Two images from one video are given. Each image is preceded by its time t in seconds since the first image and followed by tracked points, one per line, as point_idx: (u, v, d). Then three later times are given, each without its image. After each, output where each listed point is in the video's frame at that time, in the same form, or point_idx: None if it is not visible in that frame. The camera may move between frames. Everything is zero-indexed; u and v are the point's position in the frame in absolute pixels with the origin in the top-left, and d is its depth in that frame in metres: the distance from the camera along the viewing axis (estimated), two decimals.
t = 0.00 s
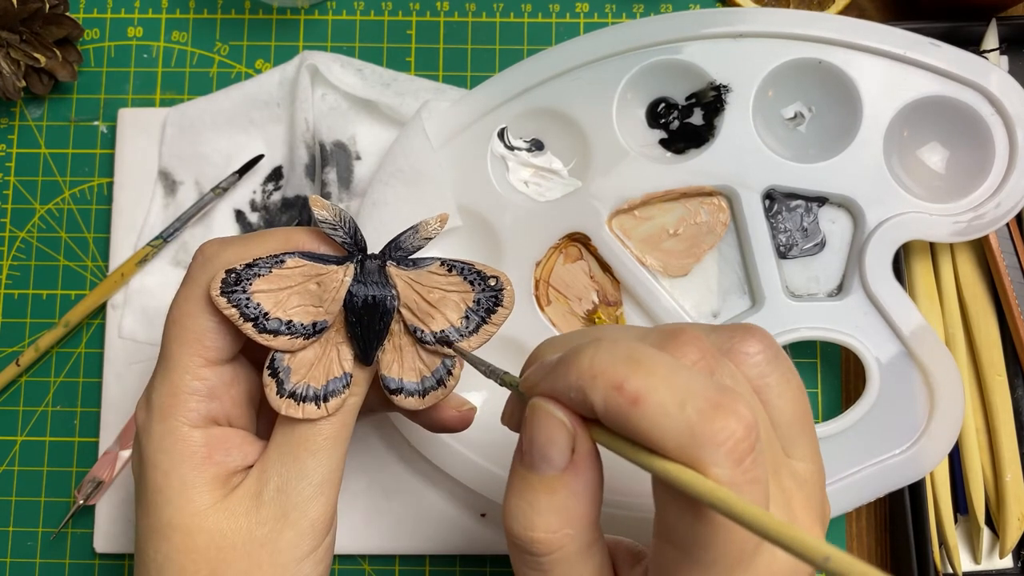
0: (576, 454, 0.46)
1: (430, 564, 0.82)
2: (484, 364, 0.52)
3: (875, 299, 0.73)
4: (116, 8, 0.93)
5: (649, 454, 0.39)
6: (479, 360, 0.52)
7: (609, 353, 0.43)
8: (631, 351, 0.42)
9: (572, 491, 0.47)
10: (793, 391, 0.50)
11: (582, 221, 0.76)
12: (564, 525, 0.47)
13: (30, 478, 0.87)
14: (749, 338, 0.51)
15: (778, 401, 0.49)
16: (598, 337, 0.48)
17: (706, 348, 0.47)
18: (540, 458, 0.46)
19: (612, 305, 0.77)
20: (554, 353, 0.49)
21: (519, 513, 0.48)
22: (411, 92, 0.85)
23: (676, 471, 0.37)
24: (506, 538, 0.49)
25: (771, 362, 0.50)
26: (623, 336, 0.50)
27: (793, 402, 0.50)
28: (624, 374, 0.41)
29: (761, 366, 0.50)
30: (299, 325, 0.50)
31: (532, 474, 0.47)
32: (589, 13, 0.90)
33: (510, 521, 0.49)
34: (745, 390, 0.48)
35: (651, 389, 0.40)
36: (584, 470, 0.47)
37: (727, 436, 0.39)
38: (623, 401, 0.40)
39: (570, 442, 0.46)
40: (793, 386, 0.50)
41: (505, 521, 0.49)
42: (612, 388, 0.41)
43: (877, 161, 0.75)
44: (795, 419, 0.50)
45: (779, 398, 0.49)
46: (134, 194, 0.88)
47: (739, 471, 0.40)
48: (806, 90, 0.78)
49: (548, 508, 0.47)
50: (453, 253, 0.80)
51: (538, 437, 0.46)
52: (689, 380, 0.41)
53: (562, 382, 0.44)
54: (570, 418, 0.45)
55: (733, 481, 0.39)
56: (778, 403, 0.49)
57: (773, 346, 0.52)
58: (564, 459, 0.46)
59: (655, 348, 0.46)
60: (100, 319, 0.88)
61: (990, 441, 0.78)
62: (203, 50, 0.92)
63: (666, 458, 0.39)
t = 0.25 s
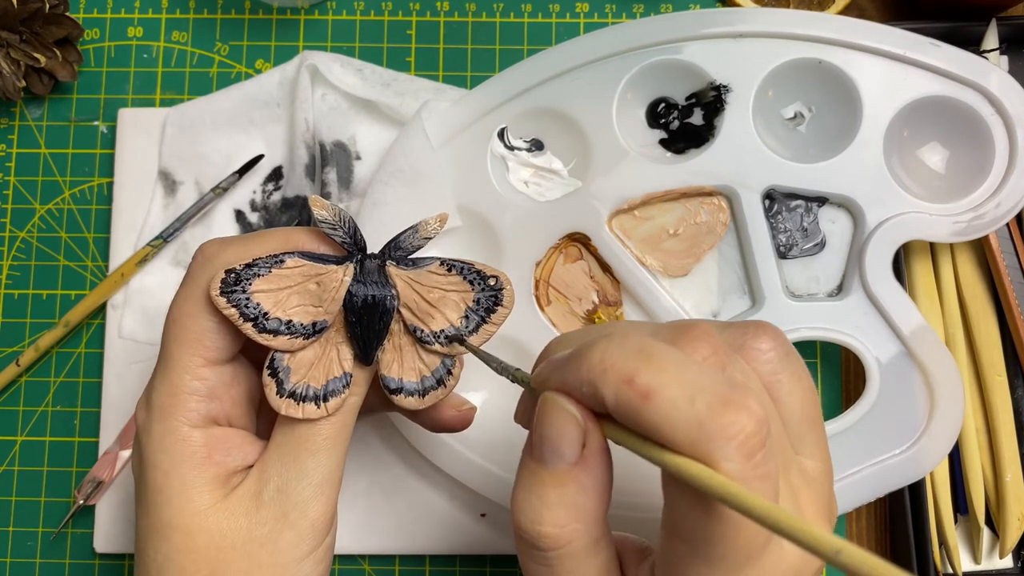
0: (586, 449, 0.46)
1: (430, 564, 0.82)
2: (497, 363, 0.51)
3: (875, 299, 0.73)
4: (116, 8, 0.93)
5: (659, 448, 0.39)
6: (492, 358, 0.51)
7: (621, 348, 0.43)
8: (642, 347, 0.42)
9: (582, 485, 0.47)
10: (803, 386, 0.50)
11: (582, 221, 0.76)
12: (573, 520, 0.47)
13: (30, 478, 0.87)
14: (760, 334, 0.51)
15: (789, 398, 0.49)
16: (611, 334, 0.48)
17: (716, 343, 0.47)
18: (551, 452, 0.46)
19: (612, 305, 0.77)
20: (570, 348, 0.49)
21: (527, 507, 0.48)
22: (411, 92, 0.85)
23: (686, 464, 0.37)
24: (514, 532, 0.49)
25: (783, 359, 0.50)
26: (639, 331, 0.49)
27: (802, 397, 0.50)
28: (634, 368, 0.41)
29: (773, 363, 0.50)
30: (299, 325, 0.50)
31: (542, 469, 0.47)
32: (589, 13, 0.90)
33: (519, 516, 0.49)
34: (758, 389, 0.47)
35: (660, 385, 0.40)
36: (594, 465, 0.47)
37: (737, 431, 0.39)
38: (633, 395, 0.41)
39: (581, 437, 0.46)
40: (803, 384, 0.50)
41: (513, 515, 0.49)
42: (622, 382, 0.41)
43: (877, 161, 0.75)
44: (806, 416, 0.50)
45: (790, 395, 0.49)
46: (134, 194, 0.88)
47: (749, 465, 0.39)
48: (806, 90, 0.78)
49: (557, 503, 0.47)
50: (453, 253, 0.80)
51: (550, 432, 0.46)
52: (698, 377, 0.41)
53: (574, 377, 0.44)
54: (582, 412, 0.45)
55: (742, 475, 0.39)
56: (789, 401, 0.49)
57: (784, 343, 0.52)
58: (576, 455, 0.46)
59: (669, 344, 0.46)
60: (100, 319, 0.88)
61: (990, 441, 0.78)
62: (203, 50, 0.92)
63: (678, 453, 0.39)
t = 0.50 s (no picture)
0: (590, 445, 0.46)
1: (430, 564, 0.82)
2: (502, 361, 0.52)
3: (875, 298, 0.73)
4: (116, 8, 0.93)
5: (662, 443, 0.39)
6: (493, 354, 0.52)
7: (624, 343, 0.43)
8: (646, 343, 0.42)
9: (585, 482, 0.47)
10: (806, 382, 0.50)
11: (582, 221, 0.76)
12: (575, 515, 0.47)
13: (30, 478, 0.87)
14: (766, 333, 0.51)
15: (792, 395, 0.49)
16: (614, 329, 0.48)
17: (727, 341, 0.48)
18: (554, 447, 0.46)
19: (612, 305, 0.77)
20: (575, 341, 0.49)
21: (529, 502, 0.48)
22: (411, 92, 0.85)
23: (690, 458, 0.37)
24: (516, 528, 0.49)
25: (788, 357, 0.50)
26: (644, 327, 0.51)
27: (807, 395, 0.50)
28: (638, 364, 0.41)
29: (779, 362, 0.50)
30: (300, 325, 0.50)
31: (544, 464, 0.47)
32: (589, 13, 0.90)
33: (521, 511, 0.49)
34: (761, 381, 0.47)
35: (662, 381, 0.40)
36: (598, 462, 0.47)
37: (739, 430, 0.39)
38: (637, 390, 0.41)
39: (585, 433, 0.46)
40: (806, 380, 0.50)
41: (515, 510, 0.49)
42: (626, 378, 0.41)
43: (877, 161, 0.75)
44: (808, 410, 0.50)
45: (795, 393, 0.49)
46: (134, 194, 0.88)
47: (752, 463, 0.40)
48: (806, 90, 0.78)
49: (559, 498, 0.47)
50: (453, 253, 0.80)
51: (553, 427, 0.46)
52: (700, 370, 0.41)
53: (578, 372, 0.44)
54: (587, 408, 0.45)
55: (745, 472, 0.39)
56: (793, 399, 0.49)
57: (788, 340, 0.52)
58: (579, 450, 0.46)
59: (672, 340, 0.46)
60: (100, 319, 0.88)
61: (990, 441, 0.78)
62: (203, 50, 0.92)
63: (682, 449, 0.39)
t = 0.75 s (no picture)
0: (593, 438, 0.47)
1: (430, 564, 0.82)
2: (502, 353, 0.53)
3: (875, 298, 0.73)
4: (116, 8, 0.93)
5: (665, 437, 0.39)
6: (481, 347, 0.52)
7: (627, 337, 0.43)
8: (650, 337, 0.43)
9: (588, 474, 0.47)
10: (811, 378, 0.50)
11: (582, 221, 0.76)
12: (578, 508, 0.48)
13: (30, 478, 0.87)
14: (771, 329, 0.51)
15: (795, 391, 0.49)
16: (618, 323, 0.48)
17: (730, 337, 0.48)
18: (557, 441, 0.46)
19: (612, 305, 0.77)
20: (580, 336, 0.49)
21: (532, 495, 0.48)
22: (411, 92, 0.85)
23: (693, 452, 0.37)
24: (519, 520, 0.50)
25: (795, 354, 0.50)
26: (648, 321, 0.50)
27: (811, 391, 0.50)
28: (641, 357, 0.42)
29: (783, 358, 0.50)
30: (299, 325, 0.50)
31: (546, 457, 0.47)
32: (589, 13, 0.90)
33: (523, 503, 0.49)
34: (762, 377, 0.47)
35: (666, 374, 0.40)
36: (600, 454, 0.47)
37: (742, 422, 0.39)
38: (641, 383, 0.41)
39: (588, 426, 0.46)
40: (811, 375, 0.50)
41: (518, 502, 0.49)
42: (630, 371, 0.42)
43: (877, 161, 0.75)
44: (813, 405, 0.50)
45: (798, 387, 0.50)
46: (134, 194, 0.88)
47: (755, 455, 0.40)
48: (806, 90, 0.78)
49: (562, 490, 0.47)
50: (453, 253, 0.80)
51: (556, 421, 0.46)
52: (705, 364, 0.41)
53: (582, 366, 0.45)
54: (590, 402, 0.45)
55: (749, 466, 0.39)
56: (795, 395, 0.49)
57: (788, 337, 0.52)
58: (582, 443, 0.46)
59: (676, 334, 0.46)
60: (100, 319, 0.88)
61: (990, 441, 0.78)
62: (203, 50, 0.92)
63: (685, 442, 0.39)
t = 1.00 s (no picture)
0: (598, 425, 0.47)
1: (430, 564, 0.82)
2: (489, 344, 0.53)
3: (875, 298, 0.73)
4: (116, 8, 0.93)
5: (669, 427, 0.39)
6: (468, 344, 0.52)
7: (635, 326, 0.43)
8: (657, 327, 0.43)
9: (593, 462, 0.47)
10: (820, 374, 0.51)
11: (582, 221, 0.76)
12: (582, 496, 0.48)
13: (30, 478, 0.87)
14: (781, 322, 0.52)
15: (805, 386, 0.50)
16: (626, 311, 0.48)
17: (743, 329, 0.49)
18: (562, 428, 0.47)
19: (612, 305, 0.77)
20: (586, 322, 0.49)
21: (537, 482, 0.48)
22: (411, 92, 0.85)
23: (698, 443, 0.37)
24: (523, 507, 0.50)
25: (803, 347, 0.51)
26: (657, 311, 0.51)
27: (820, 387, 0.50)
28: (649, 346, 0.42)
29: (792, 352, 0.51)
30: (299, 325, 0.50)
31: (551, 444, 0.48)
32: (589, 13, 0.90)
33: (528, 490, 0.49)
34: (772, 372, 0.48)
35: (673, 364, 0.41)
36: (605, 442, 0.47)
37: (749, 414, 0.39)
38: (647, 372, 0.41)
39: (593, 414, 0.46)
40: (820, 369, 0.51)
41: (523, 490, 0.49)
42: (637, 359, 0.42)
43: (877, 161, 0.75)
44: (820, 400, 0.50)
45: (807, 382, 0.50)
46: (134, 194, 0.88)
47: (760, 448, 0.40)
48: (806, 90, 0.78)
49: (567, 477, 0.47)
50: (453, 253, 0.80)
51: (561, 408, 0.46)
52: (712, 355, 0.41)
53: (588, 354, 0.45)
54: (595, 390, 0.46)
55: (754, 458, 0.39)
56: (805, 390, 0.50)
57: (787, 331, 0.52)
58: (586, 430, 0.47)
59: (683, 325, 0.46)
60: (100, 319, 0.88)
61: (990, 441, 0.78)
62: (203, 50, 0.92)
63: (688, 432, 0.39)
